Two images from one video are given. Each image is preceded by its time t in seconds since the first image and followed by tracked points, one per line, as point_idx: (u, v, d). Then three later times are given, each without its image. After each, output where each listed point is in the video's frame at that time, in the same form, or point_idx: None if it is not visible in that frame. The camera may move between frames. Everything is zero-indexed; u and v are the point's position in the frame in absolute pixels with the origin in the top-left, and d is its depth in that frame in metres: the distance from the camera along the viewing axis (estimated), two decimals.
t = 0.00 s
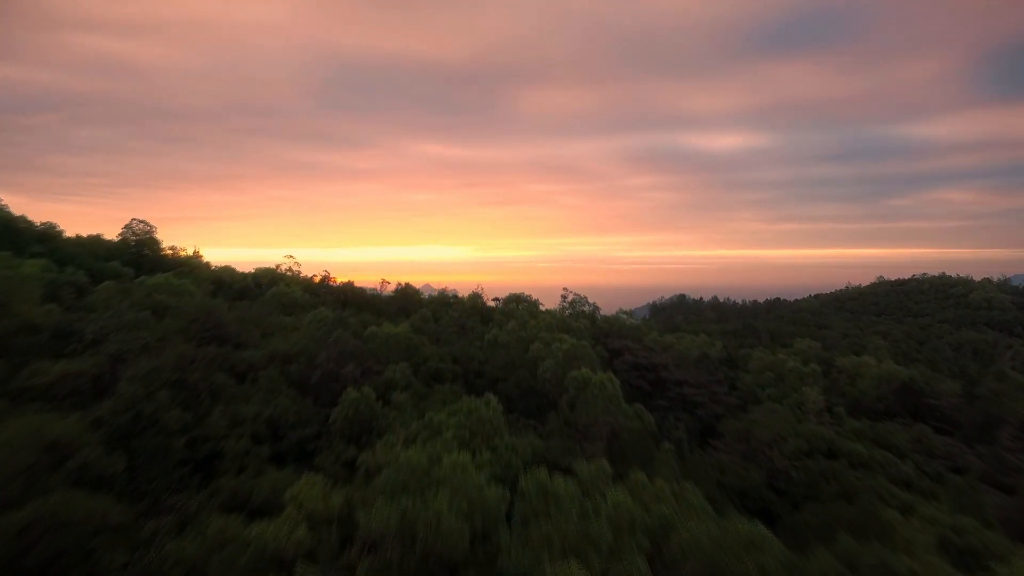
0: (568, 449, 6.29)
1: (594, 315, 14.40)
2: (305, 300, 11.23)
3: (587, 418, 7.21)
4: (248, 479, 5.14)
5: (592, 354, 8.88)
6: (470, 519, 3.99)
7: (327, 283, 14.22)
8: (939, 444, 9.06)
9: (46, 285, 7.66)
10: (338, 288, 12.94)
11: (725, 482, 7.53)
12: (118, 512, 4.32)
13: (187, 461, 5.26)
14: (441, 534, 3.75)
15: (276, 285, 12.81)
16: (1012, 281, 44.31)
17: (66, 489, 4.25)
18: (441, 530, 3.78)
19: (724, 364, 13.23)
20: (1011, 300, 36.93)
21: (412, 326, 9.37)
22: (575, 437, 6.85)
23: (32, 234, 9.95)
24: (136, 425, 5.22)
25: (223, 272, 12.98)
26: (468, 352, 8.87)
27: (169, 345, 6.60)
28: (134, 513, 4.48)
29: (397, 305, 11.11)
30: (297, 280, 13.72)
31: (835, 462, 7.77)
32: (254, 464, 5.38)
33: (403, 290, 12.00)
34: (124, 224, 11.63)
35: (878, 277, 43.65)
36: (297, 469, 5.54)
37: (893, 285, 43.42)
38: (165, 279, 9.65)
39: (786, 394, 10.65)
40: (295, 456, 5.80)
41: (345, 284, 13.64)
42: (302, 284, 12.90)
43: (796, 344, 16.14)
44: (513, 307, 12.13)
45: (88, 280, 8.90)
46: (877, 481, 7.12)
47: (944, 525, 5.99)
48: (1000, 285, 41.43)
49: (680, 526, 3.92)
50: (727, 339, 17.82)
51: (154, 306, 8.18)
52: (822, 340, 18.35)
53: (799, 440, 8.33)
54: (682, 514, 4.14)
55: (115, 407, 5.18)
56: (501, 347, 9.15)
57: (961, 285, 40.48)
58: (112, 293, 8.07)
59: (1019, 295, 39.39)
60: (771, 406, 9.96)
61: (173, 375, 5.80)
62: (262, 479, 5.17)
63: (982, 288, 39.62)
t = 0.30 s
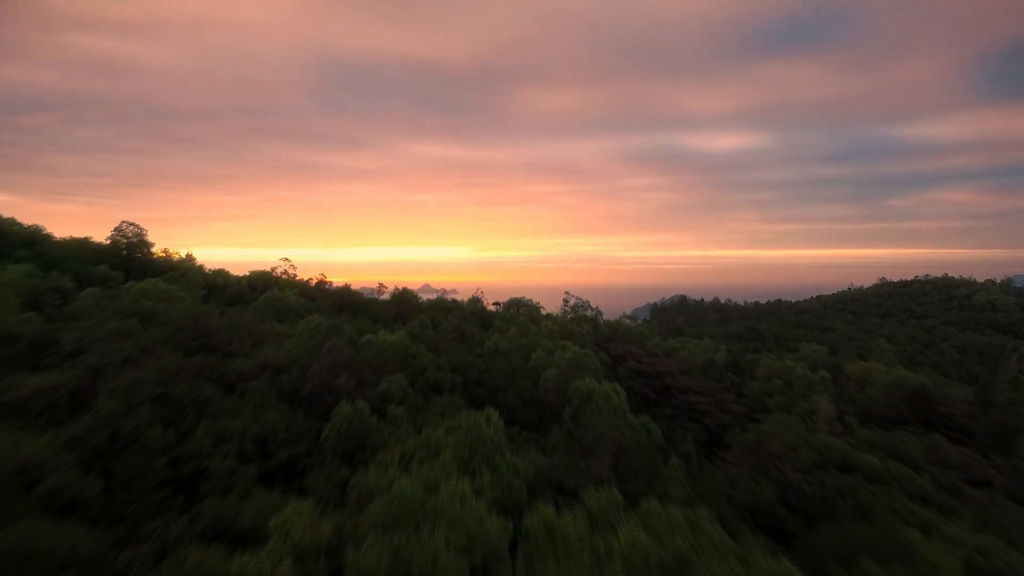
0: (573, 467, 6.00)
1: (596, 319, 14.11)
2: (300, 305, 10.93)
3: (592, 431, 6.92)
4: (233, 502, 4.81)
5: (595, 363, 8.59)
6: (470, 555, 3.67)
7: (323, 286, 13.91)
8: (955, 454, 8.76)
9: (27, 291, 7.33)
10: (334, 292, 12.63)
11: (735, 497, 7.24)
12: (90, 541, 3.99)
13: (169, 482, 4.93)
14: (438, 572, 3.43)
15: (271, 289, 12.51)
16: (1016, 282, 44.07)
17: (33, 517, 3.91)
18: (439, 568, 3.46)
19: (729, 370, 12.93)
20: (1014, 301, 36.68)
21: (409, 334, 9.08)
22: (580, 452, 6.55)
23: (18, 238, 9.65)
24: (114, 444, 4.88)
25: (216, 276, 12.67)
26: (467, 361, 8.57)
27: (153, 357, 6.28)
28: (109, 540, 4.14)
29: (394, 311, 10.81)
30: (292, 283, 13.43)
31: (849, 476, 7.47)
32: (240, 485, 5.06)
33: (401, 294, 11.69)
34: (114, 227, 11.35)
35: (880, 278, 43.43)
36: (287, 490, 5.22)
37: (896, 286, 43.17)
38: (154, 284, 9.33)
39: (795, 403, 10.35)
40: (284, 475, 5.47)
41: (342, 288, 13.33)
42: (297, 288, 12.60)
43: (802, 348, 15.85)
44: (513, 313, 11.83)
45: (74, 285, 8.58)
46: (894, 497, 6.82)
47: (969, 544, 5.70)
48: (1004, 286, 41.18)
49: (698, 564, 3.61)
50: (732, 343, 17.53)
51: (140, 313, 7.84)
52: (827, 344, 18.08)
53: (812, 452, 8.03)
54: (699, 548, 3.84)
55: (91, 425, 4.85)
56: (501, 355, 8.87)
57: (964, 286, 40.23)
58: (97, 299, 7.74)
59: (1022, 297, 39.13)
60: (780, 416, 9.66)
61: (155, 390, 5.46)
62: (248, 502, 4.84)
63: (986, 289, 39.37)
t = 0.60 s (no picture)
0: (579, 487, 5.68)
1: (599, 324, 13.77)
2: (295, 310, 10.60)
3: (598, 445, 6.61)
4: (216, 529, 4.47)
5: (600, 371, 8.27)
6: None
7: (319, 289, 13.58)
8: (973, 466, 8.43)
9: (6, 299, 6.98)
10: (331, 296, 12.30)
11: (748, 513, 6.92)
12: None
13: (148, 506, 4.58)
14: None
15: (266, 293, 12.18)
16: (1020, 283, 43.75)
17: None
18: None
19: (735, 376, 12.62)
20: (1019, 303, 36.32)
21: (406, 341, 8.74)
22: (585, 468, 6.24)
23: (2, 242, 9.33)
24: (89, 465, 4.53)
25: (209, 279, 12.33)
26: (467, 370, 8.25)
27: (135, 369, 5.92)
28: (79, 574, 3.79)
29: (391, 316, 10.48)
30: (288, 287, 13.10)
31: (866, 492, 7.15)
32: (224, 509, 4.72)
33: (398, 299, 11.36)
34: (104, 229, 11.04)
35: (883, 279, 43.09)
36: (276, 514, 4.90)
37: (899, 288, 42.93)
38: (142, 289, 8.99)
39: (805, 412, 10.03)
40: (272, 497, 5.14)
41: (338, 292, 13.00)
42: (292, 292, 12.26)
43: (809, 353, 15.53)
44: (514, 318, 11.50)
45: (58, 290, 8.24)
46: (915, 514, 6.49)
47: (998, 565, 5.37)
48: (1008, 287, 40.88)
49: None
50: (737, 348, 17.18)
51: (125, 321, 7.48)
52: (833, 348, 17.75)
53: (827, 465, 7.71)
54: None
55: (64, 445, 4.49)
56: (502, 364, 8.55)
57: (967, 287, 39.94)
58: (80, 305, 7.38)
59: None
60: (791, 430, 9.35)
61: (135, 407, 5.11)
62: (232, 529, 4.50)
63: (990, 290, 39.10)
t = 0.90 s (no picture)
0: (585, 511, 5.33)
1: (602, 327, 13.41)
2: (289, 316, 10.27)
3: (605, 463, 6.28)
4: (195, 560, 4.11)
5: (605, 382, 7.95)
6: None
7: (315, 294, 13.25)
8: (994, 479, 8.08)
9: None
10: (326, 302, 11.96)
11: (761, 534, 6.57)
12: None
13: (122, 535, 4.22)
14: None
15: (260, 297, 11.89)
16: None
17: None
18: None
19: (742, 383, 12.29)
20: None
21: (403, 349, 8.43)
22: (591, 488, 5.91)
23: None
24: (58, 492, 4.18)
25: (201, 284, 12.00)
26: (467, 381, 7.91)
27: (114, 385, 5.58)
28: None
29: (388, 321, 10.16)
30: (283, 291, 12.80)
31: (885, 509, 6.82)
32: (205, 537, 4.37)
33: (396, 305, 11.03)
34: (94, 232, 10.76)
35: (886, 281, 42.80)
36: (261, 541, 4.55)
37: (902, 289, 42.64)
38: (129, 295, 8.65)
39: (816, 422, 9.71)
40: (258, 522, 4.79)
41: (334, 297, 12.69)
42: (286, 296, 11.93)
43: (816, 359, 15.19)
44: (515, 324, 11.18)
45: (40, 296, 7.90)
46: (939, 534, 6.15)
47: None
48: (1012, 289, 40.55)
49: None
50: (742, 352, 16.84)
51: (107, 331, 7.14)
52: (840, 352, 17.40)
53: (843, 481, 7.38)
54: None
55: (30, 470, 4.13)
56: (503, 374, 8.24)
57: (972, 289, 39.63)
58: (61, 313, 7.03)
59: None
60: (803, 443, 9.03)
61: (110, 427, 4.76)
62: (213, 559, 4.15)
63: (994, 292, 38.79)
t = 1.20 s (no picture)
0: (592, 537, 4.99)
1: (606, 332, 13.06)
2: (282, 323, 9.91)
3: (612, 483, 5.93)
4: None
5: (611, 394, 7.61)
6: None
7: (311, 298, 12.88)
8: (1018, 494, 7.72)
9: None
10: (321, 307, 11.60)
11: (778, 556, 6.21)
12: None
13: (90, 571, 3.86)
14: None
15: (254, 302, 11.55)
16: None
17: None
18: None
19: (750, 391, 11.93)
20: None
21: (400, 359, 8.08)
22: (598, 511, 5.56)
23: None
24: (19, 525, 3.82)
25: (193, 288, 11.63)
26: (466, 393, 7.56)
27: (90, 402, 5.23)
28: None
29: (385, 328, 9.81)
30: (277, 295, 12.45)
31: (907, 529, 6.46)
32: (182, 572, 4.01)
33: (393, 311, 10.67)
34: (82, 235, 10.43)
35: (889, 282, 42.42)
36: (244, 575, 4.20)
37: (905, 291, 42.34)
38: (114, 301, 8.29)
39: (829, 433, 9.36)
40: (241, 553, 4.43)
41: (330, 302, 12.35)
42: (280, 301, 11.58)
43: (824, 365, 14.83)
44: (516, 330, 10.84)
45: (20, 304, 7.54)
46: (967, 557, 5.79)
47: None
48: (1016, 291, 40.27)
49: None
50: (747, 358, 16.50)
51: (88, 341, 6.78)
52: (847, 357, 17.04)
53: (861, 498, 7.03)
54: None
55: None
56: (504, 384, 7.89)
57: (975, 291, 39.34)
58: (39, 322, 6.68)
59: None
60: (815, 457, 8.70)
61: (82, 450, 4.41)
62: None
63: (998, 294, 38.48)
